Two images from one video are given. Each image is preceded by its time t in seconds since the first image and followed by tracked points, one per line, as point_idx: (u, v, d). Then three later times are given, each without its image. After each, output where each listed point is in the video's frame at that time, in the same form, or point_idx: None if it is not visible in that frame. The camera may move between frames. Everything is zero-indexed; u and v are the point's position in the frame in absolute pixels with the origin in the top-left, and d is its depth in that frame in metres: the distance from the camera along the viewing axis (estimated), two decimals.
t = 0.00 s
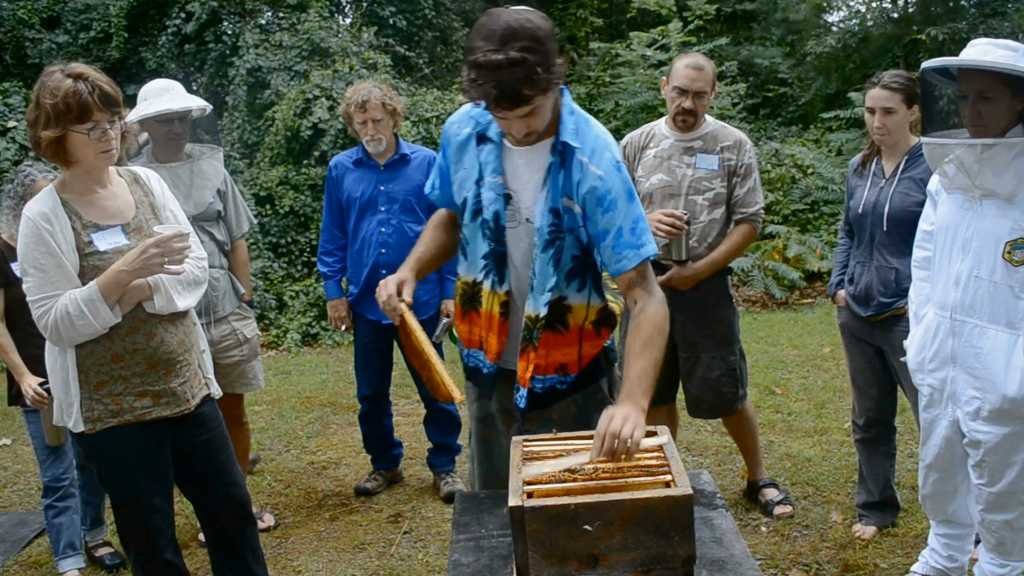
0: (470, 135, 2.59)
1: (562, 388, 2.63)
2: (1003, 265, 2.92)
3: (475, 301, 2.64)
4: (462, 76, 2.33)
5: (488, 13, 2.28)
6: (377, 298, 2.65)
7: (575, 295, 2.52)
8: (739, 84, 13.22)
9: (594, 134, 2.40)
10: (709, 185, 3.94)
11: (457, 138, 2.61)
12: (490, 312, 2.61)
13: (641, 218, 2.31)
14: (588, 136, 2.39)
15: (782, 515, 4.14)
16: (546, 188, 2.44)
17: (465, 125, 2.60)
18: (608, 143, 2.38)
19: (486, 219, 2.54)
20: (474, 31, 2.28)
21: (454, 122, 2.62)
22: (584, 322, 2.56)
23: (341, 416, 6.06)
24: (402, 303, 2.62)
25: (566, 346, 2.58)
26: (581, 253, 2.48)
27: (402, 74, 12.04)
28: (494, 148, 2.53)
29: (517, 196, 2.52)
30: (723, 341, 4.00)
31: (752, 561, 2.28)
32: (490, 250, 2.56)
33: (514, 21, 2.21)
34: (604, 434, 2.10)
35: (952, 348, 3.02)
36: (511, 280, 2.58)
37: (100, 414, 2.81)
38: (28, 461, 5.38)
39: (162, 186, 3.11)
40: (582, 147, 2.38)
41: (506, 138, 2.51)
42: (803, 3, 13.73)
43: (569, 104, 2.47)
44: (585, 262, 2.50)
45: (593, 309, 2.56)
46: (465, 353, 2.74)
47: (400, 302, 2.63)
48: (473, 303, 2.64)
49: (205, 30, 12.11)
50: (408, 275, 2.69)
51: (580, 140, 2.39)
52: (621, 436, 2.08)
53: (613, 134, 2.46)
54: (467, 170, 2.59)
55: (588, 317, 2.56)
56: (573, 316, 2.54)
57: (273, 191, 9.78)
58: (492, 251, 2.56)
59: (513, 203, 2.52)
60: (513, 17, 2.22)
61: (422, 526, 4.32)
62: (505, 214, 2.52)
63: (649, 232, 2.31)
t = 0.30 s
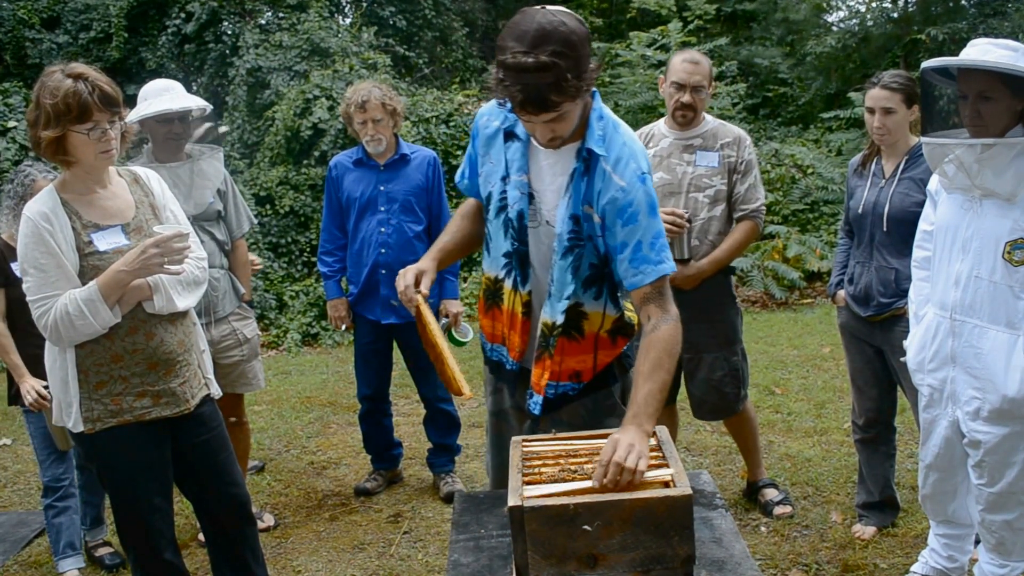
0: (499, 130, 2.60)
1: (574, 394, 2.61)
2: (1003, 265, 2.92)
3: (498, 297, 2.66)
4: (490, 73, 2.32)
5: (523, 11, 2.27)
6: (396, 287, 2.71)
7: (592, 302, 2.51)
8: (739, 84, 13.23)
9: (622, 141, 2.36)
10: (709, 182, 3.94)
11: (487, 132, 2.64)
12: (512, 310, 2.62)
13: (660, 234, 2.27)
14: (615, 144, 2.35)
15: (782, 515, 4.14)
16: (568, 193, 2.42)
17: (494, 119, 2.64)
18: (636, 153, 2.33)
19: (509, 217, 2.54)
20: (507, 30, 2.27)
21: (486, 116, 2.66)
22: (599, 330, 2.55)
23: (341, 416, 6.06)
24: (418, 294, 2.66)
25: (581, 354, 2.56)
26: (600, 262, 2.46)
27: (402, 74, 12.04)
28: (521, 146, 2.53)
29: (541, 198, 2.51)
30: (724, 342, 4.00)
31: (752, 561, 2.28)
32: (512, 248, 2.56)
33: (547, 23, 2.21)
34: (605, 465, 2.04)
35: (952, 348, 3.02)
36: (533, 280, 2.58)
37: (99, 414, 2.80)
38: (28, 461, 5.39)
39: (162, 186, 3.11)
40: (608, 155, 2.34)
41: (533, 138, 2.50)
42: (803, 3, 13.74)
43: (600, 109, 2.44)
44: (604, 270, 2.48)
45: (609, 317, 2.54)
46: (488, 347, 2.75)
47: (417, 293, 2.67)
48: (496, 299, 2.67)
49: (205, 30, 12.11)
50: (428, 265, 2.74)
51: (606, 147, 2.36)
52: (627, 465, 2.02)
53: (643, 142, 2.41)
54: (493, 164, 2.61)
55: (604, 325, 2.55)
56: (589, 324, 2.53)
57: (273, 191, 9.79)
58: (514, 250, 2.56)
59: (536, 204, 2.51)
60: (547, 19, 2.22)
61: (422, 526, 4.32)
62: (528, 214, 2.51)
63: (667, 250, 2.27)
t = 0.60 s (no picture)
0: (513, 130, 2.58)
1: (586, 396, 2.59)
2: (1002, 264, 2.92)
3: (513, 299, 2.64)
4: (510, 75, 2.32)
5: (547, 13, 2.27)
6: (408, 290, 2.72)
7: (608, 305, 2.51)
8: (739, 84, 13.23)
9: (638, 144, 2.38)
10: (710, 180, 3.94)
11: (500, 131, 2.62)
12: (526, 312, 2.60)
13: (673, 239, 2.31)
14: (631, 146, 2.37)
15: (781, 514, 4.14)
16: (585, 196, 2.42)
17: (507, 119, 2.62)
18: (652, 156, 2.36)
19: (525, 219, 2.53)
20: (530, 32, 2.27)
21: (498, 115, 2.64)
22: (612, 333, 2.54)
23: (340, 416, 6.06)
24: (430, 299, 2.68)
25: (593, 357, 2.55)
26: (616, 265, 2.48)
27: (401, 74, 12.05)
28: (536, 146, 2.52)
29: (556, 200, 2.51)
30: (724, 342, 4.00)
31: (751, 561, 2.28)
32: (527, 251, 2.55)
33: (572, 26, 2.21)
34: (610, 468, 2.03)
35: (951, 347, 3.03)
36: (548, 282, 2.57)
37: (99, 414, 2.81)
38: (28, 460, 5.39)
39: (162, 186, 3.11)
40: (624, 158, 2.36)
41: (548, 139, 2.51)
42: (802, 3, 13.74)
43: (616, 112, 2.46)
44: (621, 274, 2.49)
45: (622, 320, 2.54)
46: (502, 349, 2.72)
47: (428, 298, 2.69)
48: (511, 301, 2.64)
49: (205, 30, 12.11)
50: (440, 267, 2.74)
51: (623, 150, 2.37)
52: (631, 471, 2.01)
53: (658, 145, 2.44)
54: (507, 165, 2.59)
55: (617, 328, 2.54)
56: (604, 327, 2.52)
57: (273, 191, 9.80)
58: (530, 252, 2.55)
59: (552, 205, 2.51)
60: (570, 21, 2.22)
61: (421, 525, 4.32)
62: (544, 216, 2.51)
63: (680, 254, 2.31)
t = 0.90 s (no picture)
0: (516, 130, 2.57)
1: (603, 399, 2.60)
2: (1002, 264, 2.92)
3: (516, 300, 2.64)
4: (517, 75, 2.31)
5: (555, 13, 2.27)
6: (408, 291, 2.72)
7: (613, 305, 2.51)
8: (739, 84, 13.23)
9: (642, 145, 2.38)
10: (711, 179, 3.94)
11: (502, 130, 2.61)
12: (530, 313, 2.60)
13: (675, 239, 2.31)
14: (635, 147, 2.37)
15: (781, 514, 4.14)
16: (590, 197, 2.42)
17: (510, 118, 2.61)
18: (655, 157, 2.36)
19: (528, 220, 2.52)
20: (537, 33, 2.26)
21: (500, 114, 2.63)
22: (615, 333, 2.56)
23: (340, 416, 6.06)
24: (431, 299, 2.68)
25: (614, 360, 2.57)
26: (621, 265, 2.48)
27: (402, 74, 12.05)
28: (539, 147, 2.52)
29: (561, 200, 2.51)
30: (725, 342, 3.99)
31: (751, 561, 2.28)
32: (531, 252, 2.54)
33: (581, 26, 2.20)
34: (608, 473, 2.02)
35: (952, 347, 3.03)
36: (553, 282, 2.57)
37: (100, 414, 2.80)
38: (28, 460, 5.39)
39: (163, 186, 3.11)
40: (628, 159, 2.36)
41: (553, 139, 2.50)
42: (802, 3, 13.74)
43: (620, 112, 2.45)
44: (626, 275, 2.49)
45: (626, 320, 2.56)
46: (505, 350, 2.72)
47: (429, 298, 2.69)
48: (515, 302, 2.64)
49: (205, 30, 12.12)
50: (440, 269, 2.74)
51: (627, 151, 2.37)
52: (628, 471, 2.01)
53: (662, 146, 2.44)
54: (509, 165, 2.58)
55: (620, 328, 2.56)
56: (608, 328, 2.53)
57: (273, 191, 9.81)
58: (534, 253, 2.54)
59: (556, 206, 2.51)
60: (581, 21, 2.22)
61: (421, 525, 4.32)
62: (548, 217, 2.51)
63: (683, 255, 2.31)
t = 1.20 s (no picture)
0: (515, 130, 2.57)
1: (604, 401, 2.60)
2: (1003, 264, 2.92)
3: (516, 300, 2.63)
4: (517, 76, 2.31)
5: (554, 13, 2.27)
6: (406, 291, 2.72)
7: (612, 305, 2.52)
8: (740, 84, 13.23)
9: (641, 144, 2.38)
10: (711, 179, 3.94)
11: (501, 130, 2.61)
12: (530, 313, 2.60)
13: (675, 238, 2.31)
14: (634, 146, 2.37)
15: (781, 514, 4.14)
16: (590, 197, 2.42)
17: (508, 118, 2.61)
18: (654, 155, 2.36)
19: (528, 219, 2.52)
20: (537, 33, 2.26)
21: (499, 114, 2.63)
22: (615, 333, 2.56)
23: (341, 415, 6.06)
24: (429, 300, 2.69)
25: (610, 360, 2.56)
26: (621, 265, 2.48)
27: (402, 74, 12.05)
28: (538, 147, 2.52)
29: (560, 200, 2.51)
30: (725, 342, 3.99)
31: (751, 562, 2.27)
32: (530, 252, 2.54)
33: (581, 25, 2.20)
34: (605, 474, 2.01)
35: (952, 347, 3.03)
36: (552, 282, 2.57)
37: (100, 415, 2.81)
38: (28, 460, 5.39)
39: (164, 186, 3.11)
40: (627, 158, 2.36)
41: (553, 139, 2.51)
42: (803, 3, 13.74)
43: (618, 112, 2.46)
44: (626, 274, 2.49)
45: (626, 320, 2.56)
46: (505, 350, 2.72)
47: (427, 298, 2.70)
48: (514, 302, 2.64)
49: (205, 30, 12.12)
50: (438, 268, 2.74)
51: (626, 150, 2.37)
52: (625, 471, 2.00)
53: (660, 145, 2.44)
54: (509, 165, 2.58)
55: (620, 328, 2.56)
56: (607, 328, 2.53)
57: (273, 191, 9.81)
58: (533, 253, 2.54)
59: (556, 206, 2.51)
60: (580, 20, 2.21)
61: (421, 525, 4.32)
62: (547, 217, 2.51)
63: (682, 254, 2.31)
